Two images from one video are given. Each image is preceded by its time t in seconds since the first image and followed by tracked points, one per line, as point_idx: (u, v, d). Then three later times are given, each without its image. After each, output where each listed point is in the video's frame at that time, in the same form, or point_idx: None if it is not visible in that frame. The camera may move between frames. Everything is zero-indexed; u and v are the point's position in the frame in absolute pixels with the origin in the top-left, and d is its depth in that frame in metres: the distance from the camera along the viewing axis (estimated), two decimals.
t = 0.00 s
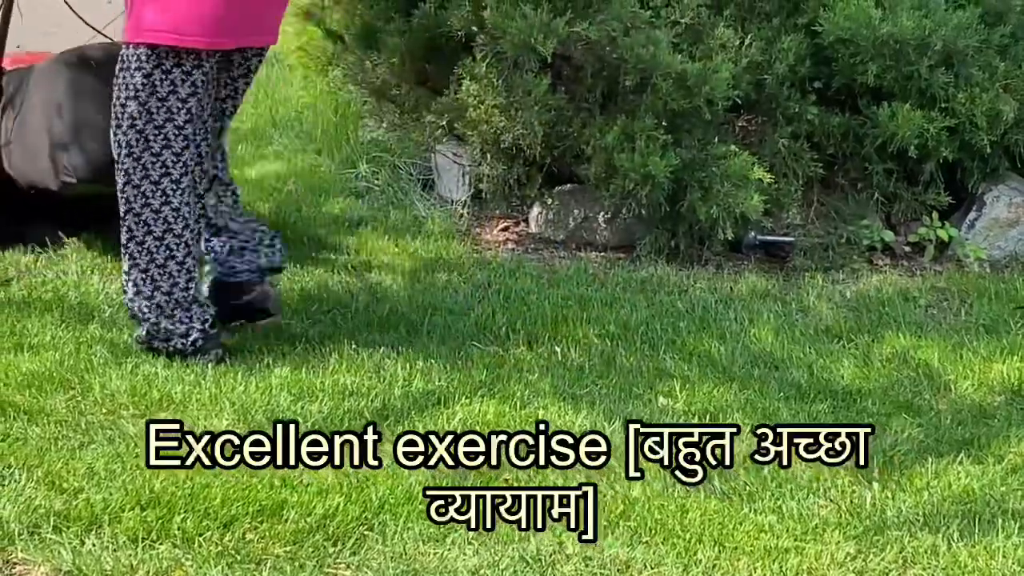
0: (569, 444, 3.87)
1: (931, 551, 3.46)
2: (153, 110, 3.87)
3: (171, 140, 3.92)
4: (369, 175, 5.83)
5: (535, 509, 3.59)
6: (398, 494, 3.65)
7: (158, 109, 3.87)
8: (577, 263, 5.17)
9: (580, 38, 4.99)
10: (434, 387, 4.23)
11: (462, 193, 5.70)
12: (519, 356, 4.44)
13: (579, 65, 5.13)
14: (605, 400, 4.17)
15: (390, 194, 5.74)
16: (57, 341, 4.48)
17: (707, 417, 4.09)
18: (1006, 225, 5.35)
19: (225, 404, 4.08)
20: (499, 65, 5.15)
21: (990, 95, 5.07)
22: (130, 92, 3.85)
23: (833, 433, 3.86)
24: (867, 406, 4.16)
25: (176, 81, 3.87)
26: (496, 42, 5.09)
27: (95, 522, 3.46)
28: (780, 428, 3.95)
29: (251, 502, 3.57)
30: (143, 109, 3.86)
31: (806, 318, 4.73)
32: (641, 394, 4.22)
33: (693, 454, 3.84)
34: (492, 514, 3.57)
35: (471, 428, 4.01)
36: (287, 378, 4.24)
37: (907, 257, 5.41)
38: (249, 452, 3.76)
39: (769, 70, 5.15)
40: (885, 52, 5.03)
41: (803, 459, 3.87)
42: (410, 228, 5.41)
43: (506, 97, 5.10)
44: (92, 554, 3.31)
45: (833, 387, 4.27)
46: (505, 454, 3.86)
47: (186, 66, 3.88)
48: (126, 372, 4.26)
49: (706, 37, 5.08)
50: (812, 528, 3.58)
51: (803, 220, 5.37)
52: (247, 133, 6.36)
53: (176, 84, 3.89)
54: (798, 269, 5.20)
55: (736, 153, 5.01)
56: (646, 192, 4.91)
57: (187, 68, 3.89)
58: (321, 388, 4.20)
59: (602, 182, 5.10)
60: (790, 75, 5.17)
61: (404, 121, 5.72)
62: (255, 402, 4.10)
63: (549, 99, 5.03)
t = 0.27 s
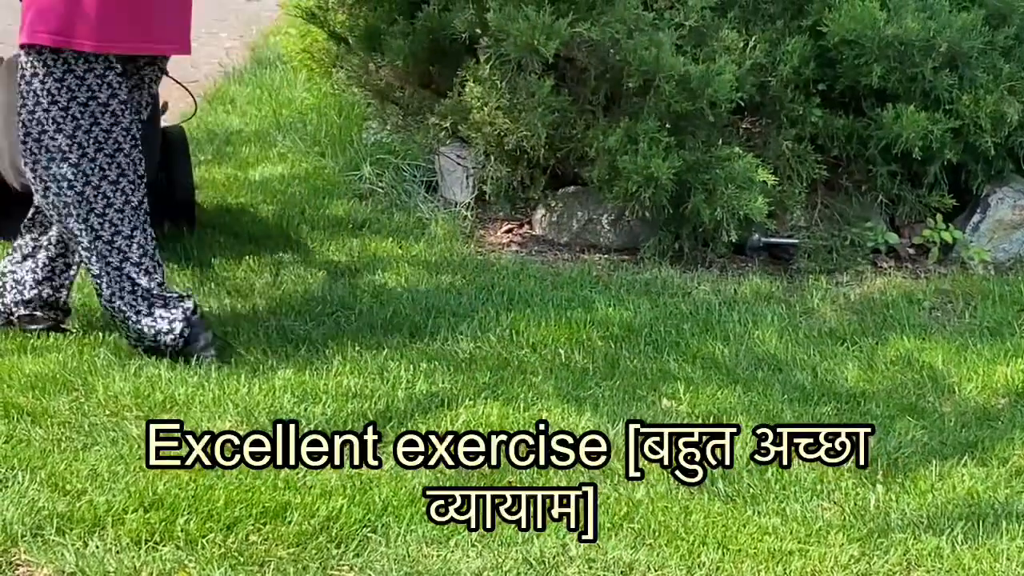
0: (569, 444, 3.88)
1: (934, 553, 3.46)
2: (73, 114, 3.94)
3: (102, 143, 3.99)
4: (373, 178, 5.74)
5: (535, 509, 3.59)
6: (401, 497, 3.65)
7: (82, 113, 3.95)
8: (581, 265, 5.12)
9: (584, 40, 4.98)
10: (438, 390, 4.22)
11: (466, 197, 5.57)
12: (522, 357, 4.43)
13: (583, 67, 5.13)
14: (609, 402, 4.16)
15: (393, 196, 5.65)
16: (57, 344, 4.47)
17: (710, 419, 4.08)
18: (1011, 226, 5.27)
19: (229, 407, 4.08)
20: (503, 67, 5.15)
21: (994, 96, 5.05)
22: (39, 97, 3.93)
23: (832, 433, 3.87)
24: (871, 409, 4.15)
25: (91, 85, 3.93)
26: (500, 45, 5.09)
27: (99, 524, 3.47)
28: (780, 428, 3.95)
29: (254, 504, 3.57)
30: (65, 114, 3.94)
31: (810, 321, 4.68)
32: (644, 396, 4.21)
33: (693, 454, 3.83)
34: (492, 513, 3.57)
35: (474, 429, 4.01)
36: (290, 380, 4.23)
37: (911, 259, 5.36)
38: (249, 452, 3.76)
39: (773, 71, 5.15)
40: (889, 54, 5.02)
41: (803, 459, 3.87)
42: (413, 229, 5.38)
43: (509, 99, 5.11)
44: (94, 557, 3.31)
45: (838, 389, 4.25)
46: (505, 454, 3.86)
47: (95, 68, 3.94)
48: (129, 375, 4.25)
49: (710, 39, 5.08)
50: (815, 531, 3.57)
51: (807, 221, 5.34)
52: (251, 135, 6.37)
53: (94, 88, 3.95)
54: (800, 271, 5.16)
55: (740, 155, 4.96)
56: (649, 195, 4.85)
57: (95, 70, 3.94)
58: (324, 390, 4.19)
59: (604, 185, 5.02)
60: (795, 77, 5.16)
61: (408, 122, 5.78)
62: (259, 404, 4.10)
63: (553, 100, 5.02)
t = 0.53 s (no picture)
0: (568, 444, 3.87)
1: (931, 554, 3.44)
2: None
3: None
4: (372, 178, 5.72)
5: (535, 509, 3.58)
6: (397, 497, 3.64)
7: None
8: (579, 266, 5.11)
9: (582, 40, 4.98)
10: (435, 390, 4.21)
11: (464, 197, 5.55)
12: (519, 357, 4.41)
13: (581, 68, 5.12)
14: (606, 403, 4.16)
15: (392, 196, 5.63)
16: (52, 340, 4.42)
17: (708, 420, 4.07)
18: (1009, 226, 5.27)
19: (225, 407, 4.06)
20: (502, 68, 5.15)
21: (991, 97, 5.05)
22: None
23: (832, 433, 3.87)
24: (869, 410, 4.14)
25: None
26: (498, 45, 5.09)
27: (94, 525, 3.45)
28: (780, 428, 3.94)
29: (250, 505, 3.56)
30: None
31: (807, 322, 4.66)
32: (641, 396, 4.20)
33: (693, 454, 3.83)
34: (492, 513, 3.57)
35: (472, 429, 4.00)
36: (287, 381, 4.22)
37: (908, 260, 5.33)
38: (249, 452, 3.76)
39: (771, 72, 5.15)
40: (887, 55, 5.01)
41: (803, 459, 3.86)
42: (411, 230, 5.38)
43: (507, 100, 5.10)
44: (90, 558, 3.30)
45: (835, 390, 4.24)
46: (505, 454, 3.85)
47: None
48: (125, 375, 4.21)
49: (708, 39, 5.08)
50: (811, 532, 3.56)
51: (805, 223, 5.33)
52: (249, 136, 6.36)
53: None
54: (798, 272, 5.15)
55: (737, 156, 4.96)
56: (648, 195, 4.84)
57: None
58: (321, 391, 4.18)
59: (602, 185, 5.02)
60: (792, 78, 5.15)
61: (406, 123, 5.81)
62: (256, 404, 4.09)
63: (551, 100, 5.01)
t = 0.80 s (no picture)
0: (568, 444, 3.87)
1: (925, 552, 3.44)
2: None
3: None
4: (367, 177, 5.75)
5: (534, 509, 3.58)
6: (392, 495, 3.64)
7: None
8: (575, 264, 5.11)
9: (577, 39, 4.98)
10: (430, 388, 4.21)
11: (460, 195, 5.59)
12: (513, 355, 4.41)
13: (576, 66, 5.12)
14: (601, 401, 4.16)
15: (387, 195, 5.66)
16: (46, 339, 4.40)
17: (703, 418, 4.08)
18: (1004, 224, 5.28)
19: (220, 405, 4.06)
20: (497, 66, 5.15)
21: (986, 96, 5.05)
22: None
23: (832, 433, 3.87)
24: (863, 408, 4.14)
25: None
26: (493, 44, 5.09)
27: (89, 523, 3.44)
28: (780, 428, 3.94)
29: (245, 503, 3.56)
30: None
31: (802, 320, 4.66)
32: (636, 395, 4.20)
33: (693, 454, 3.83)
34: (492, 513, 3.57)
35: (467, 428, 4.00)
36: (282, 379, 4.22)
37: (903, 258, 5.35)
38: (249, 452, 3.76)
39: (766, 70, 5.15)
40: (881, 54, 5.01)
41: (802, 459, 3.86)
42: (407, 229, 5.38)
43: (502, 99, 5.10)
44: (85, 556, 3.29)
45: (830, 389, 4.24)
46: (505, 454, 3.85)
47: None
48: (121, 373, 4.20)
49: (704, 38, 5.08)
50: (806, 530, 3.56)
51: (800, 222, 5.34)
52: (244, 135, 6.36)
53: None
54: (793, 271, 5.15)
55: (732, 155, 4.94)
56: (643, 193, 4.84)
57: None
58: (317, 389, 4.18)
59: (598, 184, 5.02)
60: (787, 76, 5.15)
61: (401, 121, 5.81)
62: (251, 402, 4.08)
63: (546, 99, 5.01)
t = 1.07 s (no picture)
0: (569, 444, 3.85)
1: (916, 548, 3.45)
2: None
3: None
4: (357, 174, 5.73)
5: (534, 509, 3.56)
6: (384, 492, 3.63)
7: None
8: (566, 262, 5.09)
9: (568, 35, 4.98)
10: (421, 385, 4.21)
11: (451, 191, 5.57)
12: (504, 351, 4.41)
13: (567, 63, 5.12)
14: (592, 397, 4.16)
15: (377, 192, 5.64)
16: (34, 335, 4.39)
17: (694, 414, 4.08)
18: (995, 221, 5.29)
19: (211, 402, 4.05)
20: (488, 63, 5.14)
21: (977, 93, 5.08)
22: None
23: (832, 433, 3.85)
24: (854, 405, 4.14)
25: None
26: (484, 41, 5.08)
27: (79, 520, 3.44)
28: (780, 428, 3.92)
29: (236, 500, 3.55)
30: None
31: (794, 317, 4.66)
32: (627, 391, 4.20)
33: (694, 454, 3.81)
34: (492, 514, 3.55)
35: (458, 425, 4.00)
36: (273, 376, 4.21)
37: (894, 254, 5.33)
38: (249, 452, 3.73)
39: (757, 67, 5.15)
40: (873, 51, 5.02)
41: (803, 459, 3.84)
42: (398, 226, 5.37)
43: (493, 95, 5.10)
44: (75, 553, 3.29)
45: (821, 385, 4.24)
46: (505, 455, 3.84)
47: None
48: (111, 370, 4.19)
49: (695, 34, 5.08)
50: (797, 526, 3.56)
51: (791, 218, 5.32)
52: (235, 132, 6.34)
53: None
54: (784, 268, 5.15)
55: (724, 151, 4.94)
56: (634, 190, 4.84)
57: None
58: (307, 385, 4.18)
59: (589, 181, 5.02)
60: (779, 73, 5.16)
61: (392, 118, 5.81)
62: (242, 399, 4.08)
63: (537, 95, 5.01)
